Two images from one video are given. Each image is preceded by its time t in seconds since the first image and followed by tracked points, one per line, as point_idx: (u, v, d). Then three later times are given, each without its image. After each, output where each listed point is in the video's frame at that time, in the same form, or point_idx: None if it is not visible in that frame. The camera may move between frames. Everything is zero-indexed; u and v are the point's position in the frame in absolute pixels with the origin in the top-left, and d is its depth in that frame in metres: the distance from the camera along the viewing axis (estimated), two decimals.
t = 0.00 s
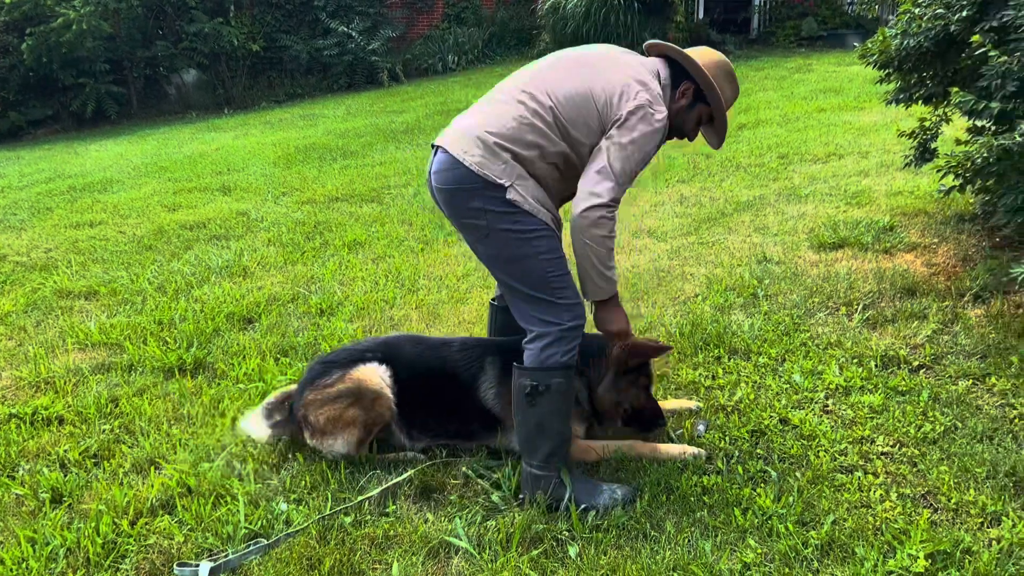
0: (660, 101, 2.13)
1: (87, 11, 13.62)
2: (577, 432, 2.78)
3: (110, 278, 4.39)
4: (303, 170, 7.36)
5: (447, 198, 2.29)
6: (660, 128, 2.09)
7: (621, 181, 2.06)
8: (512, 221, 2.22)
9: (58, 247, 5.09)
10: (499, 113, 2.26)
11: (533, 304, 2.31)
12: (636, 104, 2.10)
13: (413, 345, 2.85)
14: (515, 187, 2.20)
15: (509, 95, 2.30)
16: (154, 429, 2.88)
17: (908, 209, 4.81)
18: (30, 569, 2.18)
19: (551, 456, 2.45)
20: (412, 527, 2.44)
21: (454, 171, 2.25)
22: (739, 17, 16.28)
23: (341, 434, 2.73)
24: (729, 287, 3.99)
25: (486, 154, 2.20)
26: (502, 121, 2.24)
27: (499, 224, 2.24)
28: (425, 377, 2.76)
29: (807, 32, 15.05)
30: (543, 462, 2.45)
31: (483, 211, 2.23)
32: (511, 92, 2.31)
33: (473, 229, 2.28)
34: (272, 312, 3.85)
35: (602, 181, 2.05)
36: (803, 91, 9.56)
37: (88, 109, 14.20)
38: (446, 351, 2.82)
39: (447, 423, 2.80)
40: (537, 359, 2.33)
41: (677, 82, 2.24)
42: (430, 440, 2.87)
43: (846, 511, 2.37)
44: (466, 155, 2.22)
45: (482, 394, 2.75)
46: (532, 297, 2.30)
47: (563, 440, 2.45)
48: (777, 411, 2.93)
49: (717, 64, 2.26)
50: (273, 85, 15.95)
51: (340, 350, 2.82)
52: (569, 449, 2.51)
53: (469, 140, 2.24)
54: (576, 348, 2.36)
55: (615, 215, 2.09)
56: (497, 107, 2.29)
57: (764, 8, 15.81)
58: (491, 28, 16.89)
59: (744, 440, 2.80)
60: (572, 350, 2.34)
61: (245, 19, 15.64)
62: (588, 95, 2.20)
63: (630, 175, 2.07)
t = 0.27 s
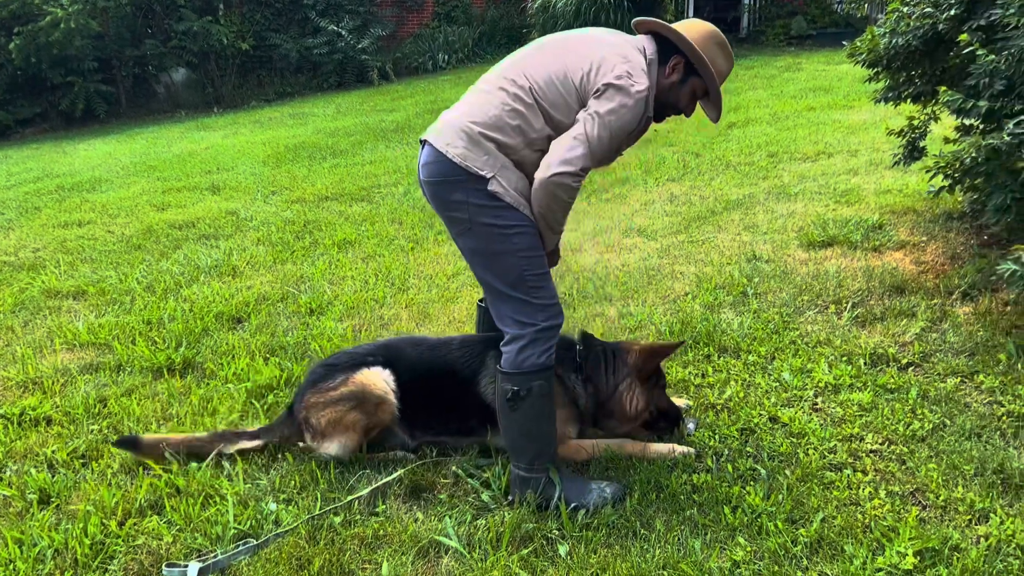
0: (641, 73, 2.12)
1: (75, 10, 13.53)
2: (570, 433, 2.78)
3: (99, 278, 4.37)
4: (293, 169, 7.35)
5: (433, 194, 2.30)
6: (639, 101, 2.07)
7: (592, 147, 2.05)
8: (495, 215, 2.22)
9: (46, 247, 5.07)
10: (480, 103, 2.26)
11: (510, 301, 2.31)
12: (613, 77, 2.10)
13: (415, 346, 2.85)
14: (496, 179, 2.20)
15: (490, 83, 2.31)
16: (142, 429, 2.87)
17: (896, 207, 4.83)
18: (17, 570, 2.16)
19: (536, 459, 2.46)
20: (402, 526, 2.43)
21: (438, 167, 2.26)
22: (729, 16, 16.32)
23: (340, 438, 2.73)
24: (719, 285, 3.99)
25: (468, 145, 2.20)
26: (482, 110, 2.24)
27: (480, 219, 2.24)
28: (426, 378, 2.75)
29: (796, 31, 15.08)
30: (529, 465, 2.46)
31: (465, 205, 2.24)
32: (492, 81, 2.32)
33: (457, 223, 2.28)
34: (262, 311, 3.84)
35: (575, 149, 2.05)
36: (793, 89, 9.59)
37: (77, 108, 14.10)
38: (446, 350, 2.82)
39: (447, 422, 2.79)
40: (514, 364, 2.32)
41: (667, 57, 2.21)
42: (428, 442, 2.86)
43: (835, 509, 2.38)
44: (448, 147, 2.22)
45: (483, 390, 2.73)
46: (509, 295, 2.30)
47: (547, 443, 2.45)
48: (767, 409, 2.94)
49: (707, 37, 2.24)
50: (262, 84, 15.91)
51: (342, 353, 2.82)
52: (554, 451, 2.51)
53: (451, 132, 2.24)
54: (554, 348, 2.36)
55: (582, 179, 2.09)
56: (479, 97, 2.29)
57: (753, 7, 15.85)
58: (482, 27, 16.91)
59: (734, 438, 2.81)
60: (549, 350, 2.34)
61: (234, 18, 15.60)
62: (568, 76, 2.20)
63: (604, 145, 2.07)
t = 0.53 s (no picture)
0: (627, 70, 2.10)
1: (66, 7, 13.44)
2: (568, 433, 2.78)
3: (90, 276, 4.35)
4: (285, 167, 7.33)
5: (421, 195, 2.30)
6: (625, 99, 2.06)
7: (578, 148, 2.05)
8: (481, 215, 2.22)
9: (36, 246, 5.05)
10: (466, 102, 2.26)
11: (497, 301, 2.31)
12: (598, 74, 2.08)
13: (414, 347, 2.85)
14: (483, 178, 2.20)
15: (476, 83, 2.30)
16: (134, 428, 2.86)
17: (887, 206, 4.84)
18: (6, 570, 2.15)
19: (528, 459, 2.45)
20: (394, 525, 2.43)
21: (425, 167, 2.26)
22: (721, 14, 16.35)
23: (340, 442, 2.71)
24: (711, 283, 4.00)
25: (454, 144, 2.20)
26: (468, 110, 2.24)
27: (468, 219, 2.24)
28: (426, 378, 2.75)
29: (788, 29, 15.10)
30: (521, 465, 2.46)
31: (452, 205, 2.24)
32: (478, 80, 2.31)
33: (444, 223, 2.28)
34: (253, 310, 3.84)
35: (562, 152, 2.04)
36: (784, 88, 9.61)
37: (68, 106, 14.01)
38: (446, 350, 2.82)
39: (447, 422, 2.79)
40: (503, 363, 2.33)
41: (657, 56, 2.22)
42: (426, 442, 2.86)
43: (826, 506, 2.39)
44: (434, 147, 2.22)
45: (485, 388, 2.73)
46: (497, 295, 2.30)
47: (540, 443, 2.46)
48: (759, 407, 2.95)
49: (697, 36, 2.24)
50: (254, 82, 15.88)
51: (343, 356, 2.81)
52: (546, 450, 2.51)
53: (438, 132, 2.24)
54: (543, 348, 2.36)
55: (570, 181, 2.09)
56: (465, 97, 2.29)
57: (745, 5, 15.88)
58: (475, 26, 16.90)
59: (726, 435, 2.82)
60: (538, 351, 2.34)
61: (224, 15, 15.55)
62: (554, 73, 2.19)
63: (591, 146, 2.06)
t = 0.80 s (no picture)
0: (618, 70, 2.10)
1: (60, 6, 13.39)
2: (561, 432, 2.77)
3: (85, 275, 4.34)
4: (280, 166, 7.33)
5: (413, 196, 2.30)
6: (615, 98, 2.06)
7: (569, 150, 2.05)
8: (474, 215, 2.22)
9: (31, 245, 5.03)
10: (457, 103, 2.26)
11: (491, 301, 2.31)
12: (589, 75, 2.08)
13: (405, 346, 2.85)
14: (476, 178, 2.20)
15: (468, 83, 2.30)
16: (129, 427, 2.86)
17: (882, 204, 4.86)
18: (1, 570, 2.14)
19: (524, 458, 2.46)
20: (390, 523, 2.43)
21: (417, 169, 2.26)
22: (716, 13, 16.38)
23: (332, 444, 2.70)
24: (706, 282, 4.00)
25: (446, 145, 2.21)
26: (459, 111, 2.24)
27: (461, 220, 2.24)
28: (417, 377, 2.74)
29: (783, 29, 15.12)
30: (517, 464, 2.46)
31: (444, 207, 2.24)
32: (469, 81, 2.31)
33: (437, 224, 2.28)
34: (249, 309, 3.83)
35: (553, 154, 2.04)
36: (779, 87, 9.62)
37: (63, 106, 13.96)
38: (438, 349, 2.82)
39: (438, 422, 2.78)
40: (498, 362, 2.33)
41: (650, 55, 2.20)
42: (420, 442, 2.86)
43: (822, 504, 2.39)
44: (425, 148, 2.22)
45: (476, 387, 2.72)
46: (492, 295, 2.30)
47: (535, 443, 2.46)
48: (754, 405, 2.95)
49: (691, 35, 2.21)
50: (249, 81, 15.85)
51: (334, 356, 2.81)
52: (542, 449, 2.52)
53: (429, 133, 2.24)
54: (540, 347, 2.36)
55: (563, 183, 2.10)
56: (456, 97, 2.29)
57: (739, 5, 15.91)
58: (470, 25, 16.91)
59: (722, 434, 2.82)
60: (535, 350, 2.34)
61: (219, 14, 15.52)
62: (545, 73, 2.19)
63: (582, 147, 2.06)
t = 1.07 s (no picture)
0: (616, 71, 2.10)
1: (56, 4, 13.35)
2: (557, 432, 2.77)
3: (81, 274, 4.33)
4: (276, 165, 7.32)
5: (410, 197, 2.30)
6: (614, 100, 2.06)
7: (568, 154, 2.06)
8: (471, 215, 2.22)
9: (27, 244, 5.02)
10: (454, 104, 2.26)
11: (489, 300, 2.31)
12: (586, 76, 2.08)
13: (399, 344, 2.85)
14: (472, 179, 2.20)
15: (465, 83, 2.30)
16: (126, 426, 2.85)
17: (878, 204, 4.86)
18: None
19: (520, 457, 2.45)
20: (387, 522, 2.42)
21: (414, 169, 2.26)
22: (712, 13, 16.39)
23: (329, 442, 2.70)
24: (703, 281, 4.01)
25: (442, 146, 2.21)
26: (456, 111, 2.24)
27: (458, 220, 2.24)
28: (412, 376, 2.74)
29: (779, 28, 15.13)
30: (513, 463, 2.46)
31: (441, 207, 2.24)
32: (466, 81, 2.31)
33: (433, 224, 2.29)
34: (245, 308, 3.83)
35: (553, 159, 2.05)
36: (775, 86, 9.63)
37: (58, 104, 13.92)
38: (433, 347, 2.82)
39: (433, 420, 2.78)
40: (498, 361, 2.33)
41: (648, 56, 2.21)
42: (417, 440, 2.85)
43: (818, 502, 2.39)
44: (422, 149, 2.22)
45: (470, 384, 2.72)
46: (490, 294, 2.30)
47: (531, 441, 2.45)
48: (751, 404, 2.95)
49: (690, 36, 2.21)
50: (245, 80, 15.83)
51: (328, 355, 2.81)
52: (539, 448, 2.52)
53: (425, 133, 2.25)
54: (539, 346, 2.36)
55: (563, 186, 2.11)
56: (453, 98, 2.29)
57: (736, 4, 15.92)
58: (466, 24, 16.91)
59: (718, 433, 2.82)
60: (533, 350, 2.34)
61: (216, 13, 15.49)
62: (543, 74, 2.19)
63: (582, 150, 2.07)
